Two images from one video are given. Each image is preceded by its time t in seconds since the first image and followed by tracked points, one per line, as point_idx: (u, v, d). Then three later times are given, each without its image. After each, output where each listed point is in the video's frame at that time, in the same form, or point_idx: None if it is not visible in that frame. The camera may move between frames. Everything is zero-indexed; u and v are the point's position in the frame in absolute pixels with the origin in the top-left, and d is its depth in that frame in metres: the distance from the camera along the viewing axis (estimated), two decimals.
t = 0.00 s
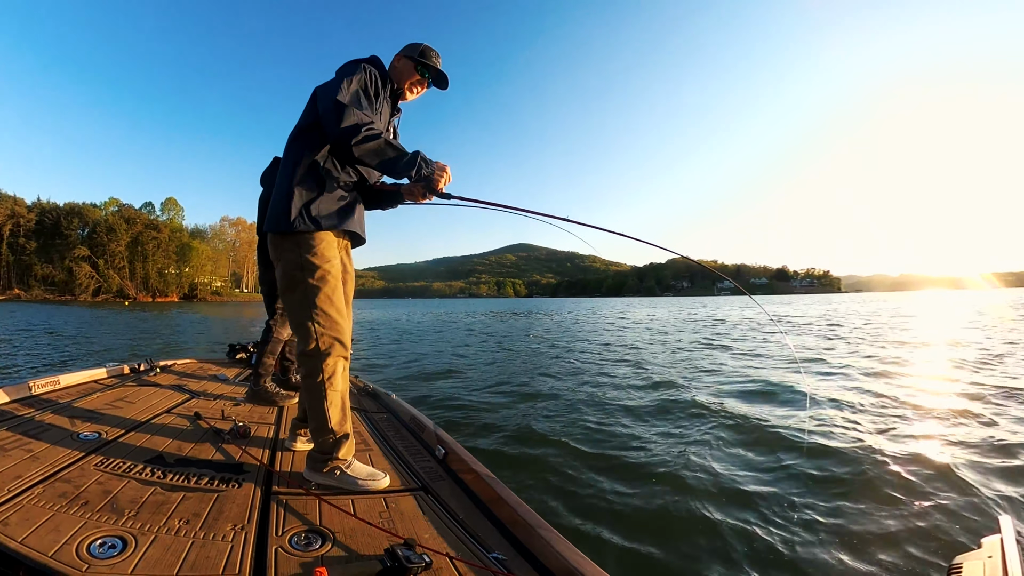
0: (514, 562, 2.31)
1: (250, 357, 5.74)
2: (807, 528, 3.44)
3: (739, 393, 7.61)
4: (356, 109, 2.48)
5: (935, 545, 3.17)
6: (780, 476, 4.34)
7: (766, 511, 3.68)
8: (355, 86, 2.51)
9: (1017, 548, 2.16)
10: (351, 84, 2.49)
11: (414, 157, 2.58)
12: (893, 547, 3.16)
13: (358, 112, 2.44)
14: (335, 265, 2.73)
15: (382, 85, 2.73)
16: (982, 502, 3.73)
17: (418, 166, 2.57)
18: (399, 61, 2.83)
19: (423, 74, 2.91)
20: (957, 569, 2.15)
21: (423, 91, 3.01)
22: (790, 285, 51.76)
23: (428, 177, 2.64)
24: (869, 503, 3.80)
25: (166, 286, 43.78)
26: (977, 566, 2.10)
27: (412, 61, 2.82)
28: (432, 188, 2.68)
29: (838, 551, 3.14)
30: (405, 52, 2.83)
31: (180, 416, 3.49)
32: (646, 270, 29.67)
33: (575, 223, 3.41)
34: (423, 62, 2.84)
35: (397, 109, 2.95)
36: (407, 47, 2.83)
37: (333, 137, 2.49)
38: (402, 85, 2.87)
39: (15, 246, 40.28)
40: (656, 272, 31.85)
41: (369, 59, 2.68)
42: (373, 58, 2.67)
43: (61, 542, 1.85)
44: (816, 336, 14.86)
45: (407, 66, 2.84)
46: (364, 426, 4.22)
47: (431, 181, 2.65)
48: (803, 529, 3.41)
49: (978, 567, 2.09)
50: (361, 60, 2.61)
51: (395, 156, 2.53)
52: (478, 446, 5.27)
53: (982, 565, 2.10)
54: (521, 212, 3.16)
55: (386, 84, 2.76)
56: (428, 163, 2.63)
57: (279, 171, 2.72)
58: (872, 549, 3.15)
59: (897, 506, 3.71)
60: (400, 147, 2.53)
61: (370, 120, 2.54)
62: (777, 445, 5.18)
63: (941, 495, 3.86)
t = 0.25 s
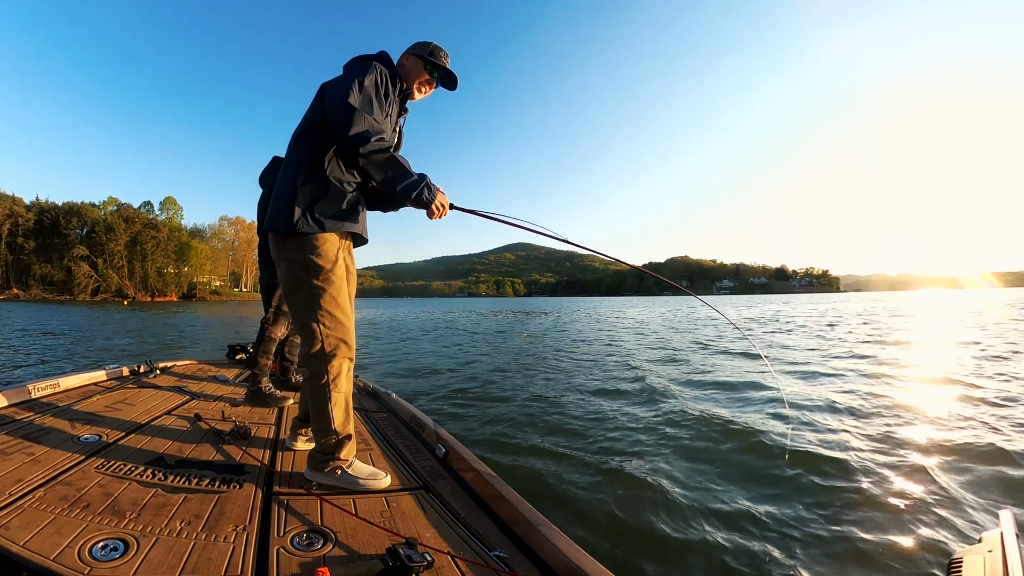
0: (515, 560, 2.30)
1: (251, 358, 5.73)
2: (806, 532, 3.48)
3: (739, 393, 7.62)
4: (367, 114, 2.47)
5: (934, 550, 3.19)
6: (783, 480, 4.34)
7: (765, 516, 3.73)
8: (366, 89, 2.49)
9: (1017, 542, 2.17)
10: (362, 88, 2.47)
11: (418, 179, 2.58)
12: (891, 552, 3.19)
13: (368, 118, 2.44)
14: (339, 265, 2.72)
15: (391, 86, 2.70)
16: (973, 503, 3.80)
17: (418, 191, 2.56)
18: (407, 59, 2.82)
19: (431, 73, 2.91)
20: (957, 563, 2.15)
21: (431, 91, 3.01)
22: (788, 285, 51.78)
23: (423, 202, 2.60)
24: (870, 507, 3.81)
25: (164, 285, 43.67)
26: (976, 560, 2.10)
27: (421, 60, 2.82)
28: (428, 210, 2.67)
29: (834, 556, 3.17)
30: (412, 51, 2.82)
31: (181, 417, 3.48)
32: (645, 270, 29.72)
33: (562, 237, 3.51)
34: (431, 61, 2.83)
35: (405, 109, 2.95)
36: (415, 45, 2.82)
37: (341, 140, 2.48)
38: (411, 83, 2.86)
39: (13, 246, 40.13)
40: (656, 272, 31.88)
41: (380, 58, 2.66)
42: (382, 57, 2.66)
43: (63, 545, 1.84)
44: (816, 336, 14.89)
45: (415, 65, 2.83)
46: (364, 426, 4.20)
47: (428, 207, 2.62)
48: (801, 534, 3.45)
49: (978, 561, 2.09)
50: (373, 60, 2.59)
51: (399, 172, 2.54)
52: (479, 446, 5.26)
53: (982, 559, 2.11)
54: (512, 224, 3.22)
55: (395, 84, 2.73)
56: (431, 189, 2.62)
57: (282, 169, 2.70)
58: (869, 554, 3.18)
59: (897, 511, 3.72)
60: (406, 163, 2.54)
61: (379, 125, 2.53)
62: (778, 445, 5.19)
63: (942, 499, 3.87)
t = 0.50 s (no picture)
0: (518, 558, 2.29)
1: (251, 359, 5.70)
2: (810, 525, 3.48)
3: (740, 392, 7.64)
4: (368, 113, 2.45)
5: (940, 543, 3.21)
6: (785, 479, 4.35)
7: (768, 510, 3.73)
8: (368, 89, 2.47)
9: (1018, 534, 2.17)
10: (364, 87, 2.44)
11: (416, 171, 2.57)
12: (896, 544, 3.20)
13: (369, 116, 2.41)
14: (343, 266, 2.71)
15: (396, 86, 2.68)
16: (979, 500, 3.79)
17: (417, 184, 2.57)
18: (411, 59, 2.83)
19: (437, 76, 2.91)
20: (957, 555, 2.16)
21: (435, 93, 3.01)
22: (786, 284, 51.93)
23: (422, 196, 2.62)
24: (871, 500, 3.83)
25: (162, 286, 43.51)
26: (978, 552, 2.10)
27: (428, 60, 2.82)
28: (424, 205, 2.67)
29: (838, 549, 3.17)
30: (418, 50, 2.82)
31: (182, 420, 3.45)
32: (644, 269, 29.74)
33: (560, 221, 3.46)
34: (435, 62, 2.83)
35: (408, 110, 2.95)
36: (420, 46, 2.83)
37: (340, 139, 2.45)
38: (416, 83, 2.86)
39: (10, 246, 39.91)
40: (655, 271, 31.96)
41: (385, 56, 2.65)
42: (390, 55, 2.65)
43: (67, 549, 1.82)
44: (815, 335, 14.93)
45: (422, 65, 2.83)
46: (365, 426, 4.18)
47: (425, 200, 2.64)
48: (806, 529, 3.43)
49: (980, 553, 2.10)
50: (378, 58, 2.57)
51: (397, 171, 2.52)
52: (481, 446, 5.25)
53: (983, 551, 2.11)
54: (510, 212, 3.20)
55: (400, 84, 2.71)
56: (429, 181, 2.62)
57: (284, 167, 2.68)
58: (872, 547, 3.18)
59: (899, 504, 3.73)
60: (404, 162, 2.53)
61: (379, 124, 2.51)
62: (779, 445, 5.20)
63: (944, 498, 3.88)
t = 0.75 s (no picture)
0: (520, 555, 2.29)
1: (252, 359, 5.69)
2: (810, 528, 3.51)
3: (740, 391, 7.65)
4: (368, 113, 2.44)
5: (938, 546, 3.24)
6: (785, 479, 4.35)
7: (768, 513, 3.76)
8: (369, 90, 2.46)
9: (1017, 528, 2.18)
10: (365, 88, 2.44)
11: (418, 169, 2.62)
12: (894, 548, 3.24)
13: (369, 116, 2.40)
14: (343, 264, 2.70)
15: (396, 89, 2.68)
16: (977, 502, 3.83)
17: (420, 179, 2.61)
18: (411, 61, 2.81)
19: (436, 78, 2.90)
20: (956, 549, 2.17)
21: (434, 96, 3.01)
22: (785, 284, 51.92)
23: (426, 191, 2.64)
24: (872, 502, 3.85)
25: (161, 285, 43.42)
26: (977, 547, 2.11)
27: (428, 63, 2.82)
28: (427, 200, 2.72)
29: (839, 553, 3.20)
30: (419, 53, 2.81)
31: (182, 421, 3.44)
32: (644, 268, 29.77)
33: (559, 216, 3.48)
34: (436, 66, 2.83)
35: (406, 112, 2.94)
36: (421, 48, 2.82)
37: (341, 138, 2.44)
38: (416, 85, 2.85)
39: (8, 245, 39.78)
40: (654, 270, 32.02)
41: (384, 58, 2.64)
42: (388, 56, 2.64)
43: (69, 551, 1.81)
44: (815, 334, 14.95)
45: (422, 67, 2.83)
46: (366, 425, 4.17)
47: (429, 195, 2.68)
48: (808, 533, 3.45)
49: (979, 548, 2.10)
50: (377, 59, 2.56)
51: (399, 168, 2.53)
52: (482, 446, 5.24)
53: (983, 546, 2.12)
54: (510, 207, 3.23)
55: (400, 87, 2.72)
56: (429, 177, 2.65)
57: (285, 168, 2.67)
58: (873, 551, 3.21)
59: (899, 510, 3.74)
60: (406, 159, 2.54)
61: (380, 124, 2.50)
62: (779, 445, 5.20)
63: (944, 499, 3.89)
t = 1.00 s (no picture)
0: (516, 555, 2.31)
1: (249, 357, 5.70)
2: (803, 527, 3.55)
3: (738, 391, 7.66)
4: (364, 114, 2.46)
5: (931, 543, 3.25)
6: (781, 479, 4.37)
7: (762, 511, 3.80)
8: (365, 92, 2.48)
9: (1012, 531, 2.20)
10: (362, 90, 2.45)
11: (410, 166, 2.62)
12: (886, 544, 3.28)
13: (365, 117, 2.42)
14: (341, 262, 2.71)
15: (394, 92, 2.70)
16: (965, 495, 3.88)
17: (412, 176, 2.61)
18: (412, 65, 2.82)
19: (433, 83, 2.92)
20: (954, 555, 2.18)
21: (431, 99, 3.03)
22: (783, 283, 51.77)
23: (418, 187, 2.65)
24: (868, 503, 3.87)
25: (160, 284, 43.42)
26: (974, 551, 2.13)
27: (425, 68, 2.83)
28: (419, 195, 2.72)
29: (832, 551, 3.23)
30: (421, 57, 2.81)
31: (180, 419, 3.46)
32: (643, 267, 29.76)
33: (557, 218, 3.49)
34: (436, 72, 2.85)
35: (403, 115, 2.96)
36: (423, 52, 2.82)
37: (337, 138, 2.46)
38: (414, 90, 2.87)
39: (7, 245, 39.76)
40: (653, 270, 32.03)
41: (382, 62, 2.66)
42: (386, 60, 2.67)
43: (66, 548, 1.83)
44: (812, 334, 14.96)
45: (420, 72, 2.84)
46: (364, 425, 4.19)
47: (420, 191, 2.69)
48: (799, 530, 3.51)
49: (976, 552, 2.12)
50: (374, 61, 2.57)
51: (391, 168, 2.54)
52: (479, 445, 5.26)
53: (979, 549, 2.14)
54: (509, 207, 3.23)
55: (398, 89, 2.73)
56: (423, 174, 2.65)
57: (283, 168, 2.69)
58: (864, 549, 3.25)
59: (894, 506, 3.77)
60: (399, 159, 2.55)
61: (376, 125, 2.52)
62: (775, 444, 5.22)
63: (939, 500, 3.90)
